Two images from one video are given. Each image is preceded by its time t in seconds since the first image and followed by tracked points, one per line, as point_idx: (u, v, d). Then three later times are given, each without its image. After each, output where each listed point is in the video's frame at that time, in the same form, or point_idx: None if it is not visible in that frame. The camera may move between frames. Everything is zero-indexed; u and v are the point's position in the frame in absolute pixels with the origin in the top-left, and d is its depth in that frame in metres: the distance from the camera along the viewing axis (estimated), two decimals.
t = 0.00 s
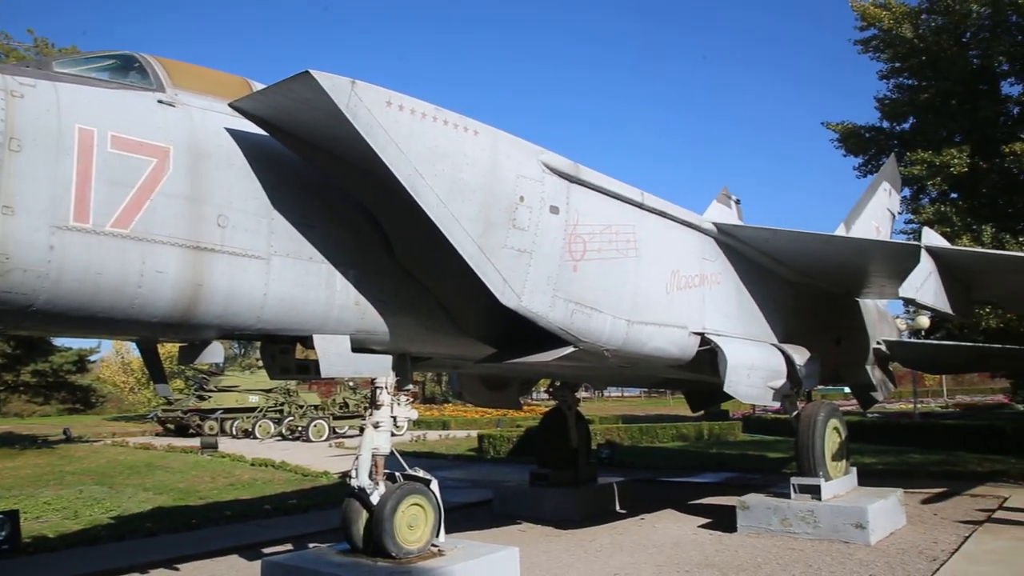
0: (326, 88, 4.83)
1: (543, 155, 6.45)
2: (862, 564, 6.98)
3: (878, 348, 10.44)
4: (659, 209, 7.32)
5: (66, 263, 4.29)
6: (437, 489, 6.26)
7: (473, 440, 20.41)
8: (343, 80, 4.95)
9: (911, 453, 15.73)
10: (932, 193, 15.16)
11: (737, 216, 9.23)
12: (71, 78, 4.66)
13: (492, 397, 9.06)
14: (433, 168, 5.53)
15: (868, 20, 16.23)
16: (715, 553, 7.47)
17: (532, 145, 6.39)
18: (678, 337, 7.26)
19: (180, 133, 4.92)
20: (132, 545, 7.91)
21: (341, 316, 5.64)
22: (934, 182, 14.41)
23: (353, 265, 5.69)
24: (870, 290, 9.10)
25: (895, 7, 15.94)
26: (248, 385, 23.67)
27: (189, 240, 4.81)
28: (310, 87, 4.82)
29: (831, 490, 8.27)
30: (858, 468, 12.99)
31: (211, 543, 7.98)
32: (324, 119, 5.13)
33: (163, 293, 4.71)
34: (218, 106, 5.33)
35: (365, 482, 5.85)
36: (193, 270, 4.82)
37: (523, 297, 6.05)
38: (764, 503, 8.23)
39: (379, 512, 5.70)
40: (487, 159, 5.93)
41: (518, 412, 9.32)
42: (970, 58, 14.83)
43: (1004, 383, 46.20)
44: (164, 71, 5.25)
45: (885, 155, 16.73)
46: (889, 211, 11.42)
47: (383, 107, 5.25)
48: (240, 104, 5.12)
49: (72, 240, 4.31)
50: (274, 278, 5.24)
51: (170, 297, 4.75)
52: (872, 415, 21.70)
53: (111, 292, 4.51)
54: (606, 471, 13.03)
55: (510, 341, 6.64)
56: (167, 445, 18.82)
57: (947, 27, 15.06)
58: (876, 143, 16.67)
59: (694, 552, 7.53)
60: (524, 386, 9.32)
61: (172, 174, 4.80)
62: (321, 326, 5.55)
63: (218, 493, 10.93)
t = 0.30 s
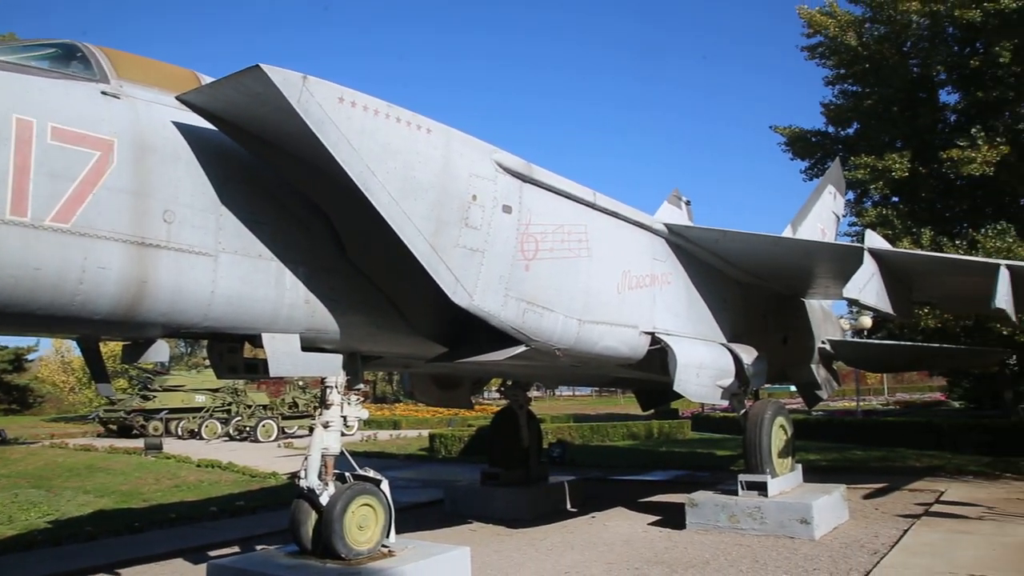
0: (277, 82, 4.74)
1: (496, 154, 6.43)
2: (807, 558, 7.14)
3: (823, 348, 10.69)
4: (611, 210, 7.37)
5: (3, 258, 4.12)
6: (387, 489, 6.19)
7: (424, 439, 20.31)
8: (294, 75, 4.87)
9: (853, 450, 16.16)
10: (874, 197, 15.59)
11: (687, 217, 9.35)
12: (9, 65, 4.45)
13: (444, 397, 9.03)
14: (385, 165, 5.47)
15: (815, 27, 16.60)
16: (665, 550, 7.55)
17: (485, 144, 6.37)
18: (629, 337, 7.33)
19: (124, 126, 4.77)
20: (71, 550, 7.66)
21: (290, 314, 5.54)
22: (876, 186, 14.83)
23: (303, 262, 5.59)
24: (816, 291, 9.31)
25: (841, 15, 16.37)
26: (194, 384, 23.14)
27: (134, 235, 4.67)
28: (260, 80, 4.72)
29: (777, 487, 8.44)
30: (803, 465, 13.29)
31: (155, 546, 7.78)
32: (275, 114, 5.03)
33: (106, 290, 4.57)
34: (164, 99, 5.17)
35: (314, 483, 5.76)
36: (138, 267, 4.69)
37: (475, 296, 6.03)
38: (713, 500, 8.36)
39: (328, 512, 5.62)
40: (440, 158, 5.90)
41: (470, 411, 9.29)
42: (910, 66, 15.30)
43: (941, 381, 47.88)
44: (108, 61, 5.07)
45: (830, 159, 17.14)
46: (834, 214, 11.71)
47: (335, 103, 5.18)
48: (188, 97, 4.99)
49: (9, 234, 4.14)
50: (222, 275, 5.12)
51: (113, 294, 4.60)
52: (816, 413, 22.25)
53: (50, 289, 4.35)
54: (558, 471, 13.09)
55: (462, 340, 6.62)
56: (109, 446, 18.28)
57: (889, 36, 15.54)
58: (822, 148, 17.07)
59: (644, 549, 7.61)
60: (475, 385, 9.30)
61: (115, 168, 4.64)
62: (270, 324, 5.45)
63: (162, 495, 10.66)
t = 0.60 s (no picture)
0: (227, 78, 4.65)
1: (449, 154, 6.41)
2: (753, 557, 7.28)
3: (771, 350, 10.92)
4: (564, 212, 7.41)
5: None
6: (337, 490, 6.11)
7: (376, 440, 20.15)
8: (245, 70, 4.78)
9: (798, 449, 16.54)
10: (820, 203, 15.98)
11: (639, 220, 9.46)
12: None
13: (395, 397, 8.97)
14: (337, 164, 5.41)
15: (765, 35, 16.95)
16: (615, 549, 7.62)
17: (439, 144, 6.35)
18: (580, 338, 7.38)
19: (67, 118, 4.61)
20: (6, 556, 7.39)
21: (238, 313, 5.43)
22: (823, 193, 15.20)
23: (252, 261, 5.49)
24: (763, 294, 9.51)
25: (789, 24, 16.75)
26: (139, 385, 22.53)
27: (76, 231, 4.53)
28: (210, 75, 4.62)
29: (725, 486, 8.59)
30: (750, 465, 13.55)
31: (95, 551, 7.56)
32: (224, 110, 4.94)
33: (46, 287, 4.42)
34: (109, 91, 5.02)
35: (262, 485, 5.66)
36: (81, 264, 4.54)
37: (427, 296, 6.00)
38: (662, 500, 8.47)
39: (277, 515, 5.52)
40: (393, 157, 5.86)
41: (421, 412, 9.24)
42: (855, 76, 15.74)
43: (882, 383, 49.39)
44: (49, 50, 4.89)
45: (779, 165, 17.52)
46: (782, 219, 11.96)
47: (287, 101, 5.10)
48: (133, 91, 4.85)
49: None
50: (168, 272, 5.00)
51: (53, 292, 4.46)
52: (763, 414, 22.73)
53: None
54: (509, 472, 13.11)
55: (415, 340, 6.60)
56: (48, 448, 17.68)
57: (835, 46, 16.00)
58: (771, 154, 17.45)
59: (594, 549, 7.67)
60: (427, 386, 9.26)
61: (57, 161, 4.49)
62: (217, 323, 5.33)
63: (103, 498, 10.37)
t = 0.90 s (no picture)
0: (182, 73, 4.56)
1: (408, 154, 6.39)
2: (708, 554, 7.38)
3: (727, 350, 11.10)
4: (523, 213, 7.44)
5: None
6: (295, 492, 6.01)
7: (334, 442, 19.95)
8: (200, 66, 4.70)
9: (753, 448, 16.85)
10: (775, 206, 16.26)
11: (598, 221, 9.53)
12: None
13: (352, 398, 8.90)
14: (294, 163, 5.35)
15: (722, 41, 17.21)
16: (572, 549, 7.67)
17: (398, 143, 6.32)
18: (538, 338, 7.40)
19: (14, 112, 4.49)
20: None
21: (193, 313, 5.32)
22: (778, 196, 15.54)
23: (207, 259, 5.39)
24: (719, 295, 9.67)
25: (746, 30, 17.04)
26: (88, 386, 21.94)
27: (23, 228, 4.41)
28: (163, 70, 4.53)
29: (681, 485, 8.70)
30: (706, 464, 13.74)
31: (42, 557, 7.36)
32: (178, 106, 4.85)
33: None
34: (58, 85, 4.90)
35: (217, 487, 5.55)
36: (28, 262, 4.42)
37: (385, 296, 5.96)
38: (620, 499, 8.55)
39: (232, 518, 5.41)
40: (351, 156, 5.81)
41: (379, 413, 9.19)
42: (809, 82, 16.07)
43: (834, 383, 50.56)
44: None
45: (735, 169, 17.81)
46: (738, 221, 12.16)
47: (244, 98, 5.03)
48: (84, 85, 4.74)
49: None
50: (119, 271, 4.88)
51: None
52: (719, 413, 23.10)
53: None
54: (468, 472, 13.11)
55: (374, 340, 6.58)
56: None
57: (790, 53, 16.20)
58: (727, 157, 17.74)
59: (552, 549, 7.71)
60: (385, 387, 9.21)
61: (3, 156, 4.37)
62: (170, 324, 5.22)
63: (51, 503, 10.09)
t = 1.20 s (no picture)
0: (133, 68, 4.46)
1: (365, 153, 6.35)
2: (664, 552, 7.48)
3: (682, 350, 11.26)
4: (481, 213, 7.45)
5: None
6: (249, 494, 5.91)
7: (289, 443, 19.70)
8: (152, 61, 4.60)
9: (707, 447, 17.10)
10: (730, 208, 16.52)
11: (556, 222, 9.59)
12: None
13: (308, 399, 8.81)
14: (249, 160, 5.28)
15: (679, 45, 17.43)
16: (529, 548, 7.70)
17: (354, 142, 6.27)
18: (496, 339, 7.42)
19: None
20: None
21: (144, 313, 5.18)
22: (733, 198, 15.84)
23: (159, 258, 5.27)
24: (675, 296, 9.81)
25: (702, 35, 17.30)
26: (34, 388, 21.30)
27: None
28: (114, 64, 4.42)
29: (637, 484, 8.79)
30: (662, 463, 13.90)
31: None
32: (129, 101, 4.74)
33: None
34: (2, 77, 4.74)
35: (168, 490, 5.44)
36: None
37: (341, 296, 5.92)
38: (576, 499, 8.61)
39: (183, 522, 5.30)
40: (307, 154, 5.75)
41: (335, 413, 9.10)
42: (764, 87, 16.37)
43: (786, 382, 51.61)
44: None
45: (691, 171, 18.06)
46: (693, 223, 12.33)
47: (197, 94, 4.95)
48: (30, 78, 4.60)
49: None
50: (67, 269, 4.73)
51: None
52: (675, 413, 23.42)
53: None
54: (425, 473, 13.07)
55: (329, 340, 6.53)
56: None
57: (745, 58, 16.52)
58: (684, 159, 17.99)
59: (509, 549, 7.72)
60: (342, 387, 9.14)
61: None
62: (120, 324, 5.08)
63: None
